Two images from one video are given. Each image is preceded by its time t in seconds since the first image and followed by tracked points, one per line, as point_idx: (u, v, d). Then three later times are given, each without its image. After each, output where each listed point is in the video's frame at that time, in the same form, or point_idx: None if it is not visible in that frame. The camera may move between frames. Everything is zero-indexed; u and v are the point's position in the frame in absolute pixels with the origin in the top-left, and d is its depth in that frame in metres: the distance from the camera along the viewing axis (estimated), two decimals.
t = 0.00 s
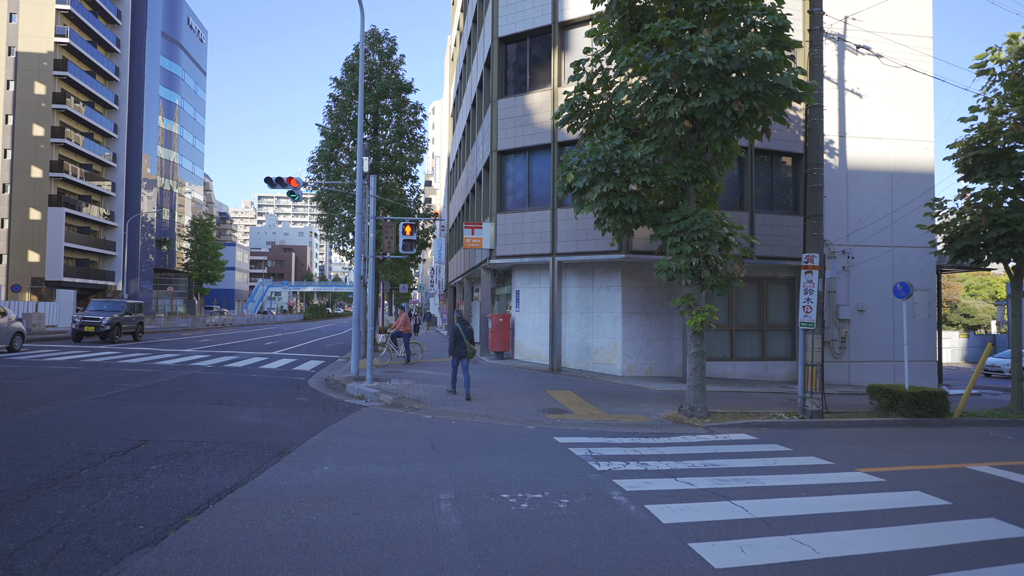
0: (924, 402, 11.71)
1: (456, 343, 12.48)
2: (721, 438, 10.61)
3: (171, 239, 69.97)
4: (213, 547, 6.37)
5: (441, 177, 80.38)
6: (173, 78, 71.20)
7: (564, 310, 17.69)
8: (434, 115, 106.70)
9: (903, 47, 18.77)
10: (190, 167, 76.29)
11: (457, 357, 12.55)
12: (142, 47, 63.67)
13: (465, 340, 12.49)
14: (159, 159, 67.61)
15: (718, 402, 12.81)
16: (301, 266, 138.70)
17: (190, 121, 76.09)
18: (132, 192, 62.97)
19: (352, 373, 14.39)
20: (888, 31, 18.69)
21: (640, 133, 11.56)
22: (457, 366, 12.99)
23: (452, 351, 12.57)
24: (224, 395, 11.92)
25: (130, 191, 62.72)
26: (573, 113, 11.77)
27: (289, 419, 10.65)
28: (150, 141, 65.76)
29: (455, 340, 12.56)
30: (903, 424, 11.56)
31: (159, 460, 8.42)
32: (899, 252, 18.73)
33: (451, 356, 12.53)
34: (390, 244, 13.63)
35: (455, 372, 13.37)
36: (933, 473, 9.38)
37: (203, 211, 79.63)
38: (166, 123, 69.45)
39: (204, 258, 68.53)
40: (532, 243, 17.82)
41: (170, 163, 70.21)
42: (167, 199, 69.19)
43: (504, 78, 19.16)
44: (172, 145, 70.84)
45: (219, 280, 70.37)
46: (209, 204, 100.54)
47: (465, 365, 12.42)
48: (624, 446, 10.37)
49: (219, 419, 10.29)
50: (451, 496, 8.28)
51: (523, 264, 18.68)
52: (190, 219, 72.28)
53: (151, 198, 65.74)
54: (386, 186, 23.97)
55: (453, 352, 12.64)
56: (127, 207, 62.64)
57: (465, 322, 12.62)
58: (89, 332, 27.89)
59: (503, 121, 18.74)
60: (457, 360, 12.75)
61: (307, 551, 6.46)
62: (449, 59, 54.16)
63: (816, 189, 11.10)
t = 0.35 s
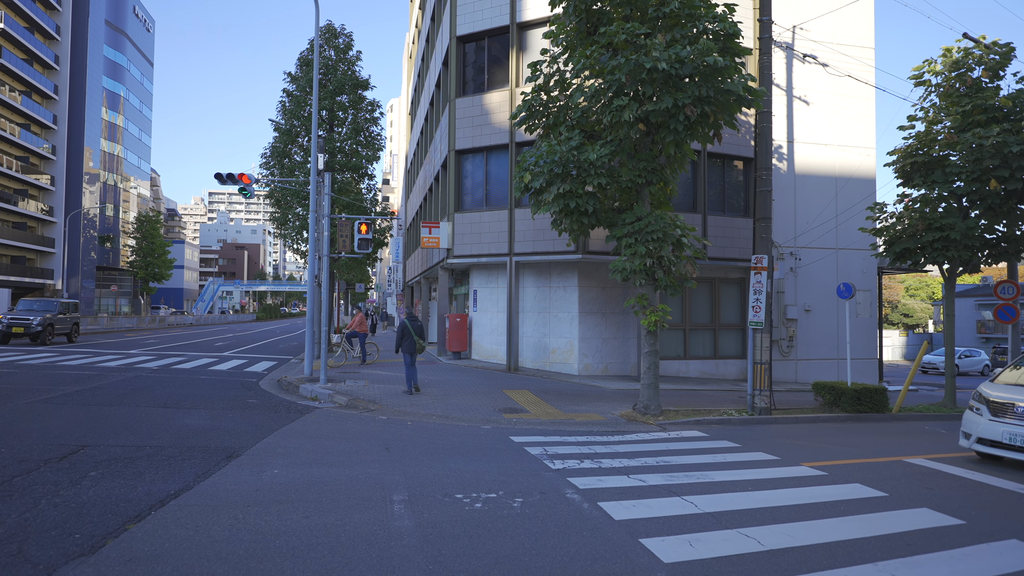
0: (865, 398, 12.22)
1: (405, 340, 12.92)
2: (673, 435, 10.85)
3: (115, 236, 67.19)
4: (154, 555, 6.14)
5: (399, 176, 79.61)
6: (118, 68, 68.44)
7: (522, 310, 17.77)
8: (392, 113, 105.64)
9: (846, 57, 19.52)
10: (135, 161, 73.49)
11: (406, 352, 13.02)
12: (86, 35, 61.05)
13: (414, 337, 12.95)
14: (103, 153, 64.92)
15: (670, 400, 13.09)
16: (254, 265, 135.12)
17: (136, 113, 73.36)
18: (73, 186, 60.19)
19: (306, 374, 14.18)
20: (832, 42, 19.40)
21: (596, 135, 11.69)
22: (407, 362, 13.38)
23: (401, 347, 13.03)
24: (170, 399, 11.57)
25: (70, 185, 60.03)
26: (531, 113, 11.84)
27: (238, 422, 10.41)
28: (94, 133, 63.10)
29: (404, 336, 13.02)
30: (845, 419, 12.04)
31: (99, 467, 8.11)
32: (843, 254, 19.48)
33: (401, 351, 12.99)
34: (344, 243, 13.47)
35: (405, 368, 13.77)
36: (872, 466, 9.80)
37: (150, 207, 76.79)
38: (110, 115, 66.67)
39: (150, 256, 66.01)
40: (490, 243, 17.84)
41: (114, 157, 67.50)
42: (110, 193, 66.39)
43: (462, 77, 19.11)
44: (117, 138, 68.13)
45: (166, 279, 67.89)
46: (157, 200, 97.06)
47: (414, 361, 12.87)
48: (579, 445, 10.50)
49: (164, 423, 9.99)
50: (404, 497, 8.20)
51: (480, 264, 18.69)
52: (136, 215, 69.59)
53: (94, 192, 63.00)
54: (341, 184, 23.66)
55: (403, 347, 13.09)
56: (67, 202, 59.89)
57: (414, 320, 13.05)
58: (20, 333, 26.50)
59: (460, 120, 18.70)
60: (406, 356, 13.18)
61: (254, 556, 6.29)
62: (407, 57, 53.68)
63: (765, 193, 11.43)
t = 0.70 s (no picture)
0: (813, 395, 12.66)
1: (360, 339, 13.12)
2: (630, 433, 11.03)
3: (57, 232, 64.26)
4: (95, 563, 5.88)
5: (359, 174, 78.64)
6: (61, 57, 65.56)
7: (482, 309, 17.77)
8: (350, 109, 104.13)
9: (797, 65, 20.15)
10: (79, 154, 70.48)
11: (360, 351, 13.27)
12: (27, 21, 58.28)
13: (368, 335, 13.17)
14: (44, 145, 62.06)
15: (628, 399, 13.30)
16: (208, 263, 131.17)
17: (81, 105, 70.37)
18: (11, 179, 57.36)
19: (260, 375, 13.88)
20: (784, 49, 20.00)
21: (556, 136, 11.76)
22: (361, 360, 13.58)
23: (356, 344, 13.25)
24: (116, 401, 11.16)
25: (9, 178, 57.17)
26: (491, 113, 11.84)
27: (188, 426, 10.12)
28: (35, 124, 60.26)
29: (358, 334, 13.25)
30: (795, 415, 12.44)
31: (37, 473, 7.76)
32: (793, 255, 20.12)
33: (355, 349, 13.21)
34: (301, 241, 13.25)
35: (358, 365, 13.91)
36: (819, 460, 10.14)
37: (95, 203, 73.71)
38: (52, 106, 63.79)
39: (96, 254, 63.37)
40: (450, 242, 17.77)
41: (57, 149, 64.56)
42: (52, 187, 63.46)
43: (422, 75, 18.98)
44: (59, 130, 65.21)
45: (114, 277, 65.33)
46: (104, 196, 93.30)
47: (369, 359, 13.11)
48: (538, 444, 10.58)
49: (108, 427, 9.65)
50: (360, 499, 8.06)
51: (440, 263, 18.60)
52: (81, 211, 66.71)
53: (35, 186, 60.14)
54: (298, 181, 23.24)
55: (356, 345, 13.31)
56: (5, 196, 57.00)
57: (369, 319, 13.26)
58: None
59: (420, 118, 18.56)
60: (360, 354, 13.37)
61: (202, 562, 6.06)
62: (367, 53, 52.97)
63: (719, 195, 11.69)
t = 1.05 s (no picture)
0: (767, 393, 13.03)
1: (316, 337, 13.19)
2: (590, 432, 11.17)
3: None
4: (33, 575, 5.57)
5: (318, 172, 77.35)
6: None
7: (443, 309, 17.69)
8: (310, 105, 102.10)
9: (752, 71, 20.71)
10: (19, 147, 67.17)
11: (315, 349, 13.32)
12: None
13: (324, 334, 13.26)
14: None
15: (588, 398, 13.44)
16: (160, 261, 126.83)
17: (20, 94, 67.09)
18: None
19: (213, 377, 13.51)
20: (739, 55, 20.52)
21: (517, 136, 11.78)
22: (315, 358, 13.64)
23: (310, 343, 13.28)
24: (58, 406, 10.69)
25: None
26: (452, 111, 11.78)
27: (136, 430, 9.78)
28: None
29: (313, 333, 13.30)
30: (749, 412, 12.78)
31: None
32: (748, 256, 20.67)
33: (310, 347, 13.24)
34: (256, 239, 12.95)
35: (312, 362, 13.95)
36: (772, 456, 10.42)
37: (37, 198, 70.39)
38: None
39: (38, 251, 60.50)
40: (410, 241, 17.62)
41: None
42: None
43: (382, 72, 18.75)
44: None
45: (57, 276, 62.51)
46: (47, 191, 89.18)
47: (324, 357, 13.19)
48: (498, 444, 10.59)
49: (50, 433, 9.24)
50: (317, 503, 7.85)
51: (400, 263, 18.43)
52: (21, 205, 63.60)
53: None
54: (254, 178, 22.72)
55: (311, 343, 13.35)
56: None
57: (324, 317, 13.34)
58: None
59: (380, 115, 18.34)
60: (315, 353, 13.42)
61: (149, 571, 5.78)
62: (324, 48, 51.97)
63: (677, 197, 11.90)
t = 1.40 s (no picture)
0: (716, 390, 13.41)
1: (262, 336, 13.14)
2: (544, 431, 11.37)
3: None
4: None
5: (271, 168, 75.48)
6: None
7: (397, 309, 17.53)
8: (261, 99, 99.42)
9: (703, 76, 21.25)
10: None
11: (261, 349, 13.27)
12: None
13: (270, 333, 13.23)
14: None
15: (542, 397, 13.56)
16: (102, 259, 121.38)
17: None
18: None
19: (156, 379, 13.03)
20: (691, 61, 21.01)
21: (473, 135, 11.77)
22: (261, 357, 13.57)
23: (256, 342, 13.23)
24: None
25: None
26: (407, 110, 11.70)
27: (72, 436, 9.35)
28: None
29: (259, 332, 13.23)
30: (699, 410, 13.12)
31: None
32: (699, 257, 21.20)
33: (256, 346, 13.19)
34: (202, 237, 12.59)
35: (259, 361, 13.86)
36: (720, 452, 10.71)
37: None
38: None
39: None
40: (364, 240, 17.39)
41: None
42: None
43: (335, 67, 18.43)
44: None
45: None
46: None
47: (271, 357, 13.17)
48: (452, 444, 10.57)
49: None
50: (266, 507, 7.61)
51: (354, 262, 18.18)
52: None
53: None
54: (201, 173, 22.03)
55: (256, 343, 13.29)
56: None
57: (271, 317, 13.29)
58: None
59: (333, 111, 18.02)
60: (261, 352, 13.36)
61: None
62: (276, 41, 50.68)
63: (631, 199, 12.10)
